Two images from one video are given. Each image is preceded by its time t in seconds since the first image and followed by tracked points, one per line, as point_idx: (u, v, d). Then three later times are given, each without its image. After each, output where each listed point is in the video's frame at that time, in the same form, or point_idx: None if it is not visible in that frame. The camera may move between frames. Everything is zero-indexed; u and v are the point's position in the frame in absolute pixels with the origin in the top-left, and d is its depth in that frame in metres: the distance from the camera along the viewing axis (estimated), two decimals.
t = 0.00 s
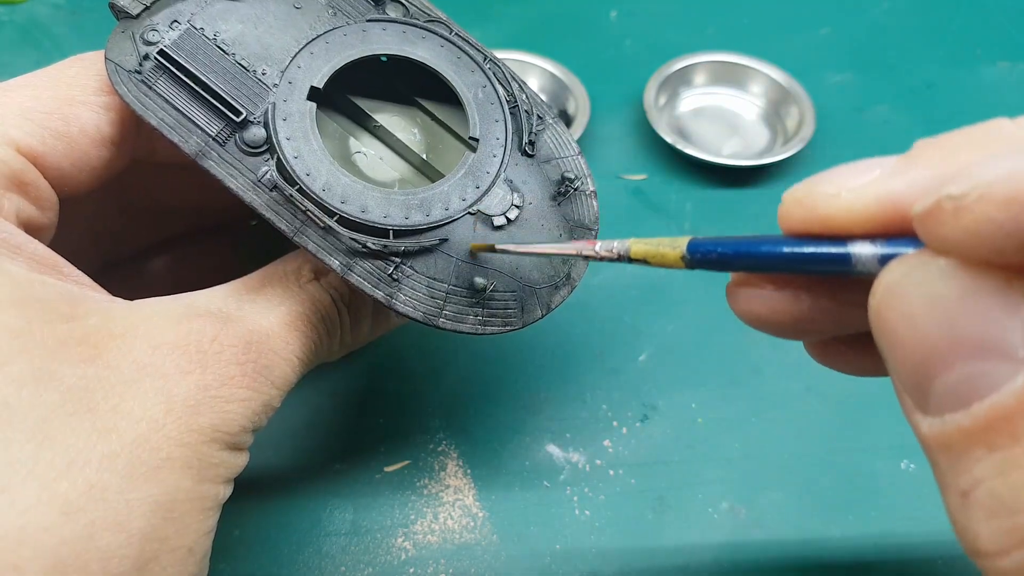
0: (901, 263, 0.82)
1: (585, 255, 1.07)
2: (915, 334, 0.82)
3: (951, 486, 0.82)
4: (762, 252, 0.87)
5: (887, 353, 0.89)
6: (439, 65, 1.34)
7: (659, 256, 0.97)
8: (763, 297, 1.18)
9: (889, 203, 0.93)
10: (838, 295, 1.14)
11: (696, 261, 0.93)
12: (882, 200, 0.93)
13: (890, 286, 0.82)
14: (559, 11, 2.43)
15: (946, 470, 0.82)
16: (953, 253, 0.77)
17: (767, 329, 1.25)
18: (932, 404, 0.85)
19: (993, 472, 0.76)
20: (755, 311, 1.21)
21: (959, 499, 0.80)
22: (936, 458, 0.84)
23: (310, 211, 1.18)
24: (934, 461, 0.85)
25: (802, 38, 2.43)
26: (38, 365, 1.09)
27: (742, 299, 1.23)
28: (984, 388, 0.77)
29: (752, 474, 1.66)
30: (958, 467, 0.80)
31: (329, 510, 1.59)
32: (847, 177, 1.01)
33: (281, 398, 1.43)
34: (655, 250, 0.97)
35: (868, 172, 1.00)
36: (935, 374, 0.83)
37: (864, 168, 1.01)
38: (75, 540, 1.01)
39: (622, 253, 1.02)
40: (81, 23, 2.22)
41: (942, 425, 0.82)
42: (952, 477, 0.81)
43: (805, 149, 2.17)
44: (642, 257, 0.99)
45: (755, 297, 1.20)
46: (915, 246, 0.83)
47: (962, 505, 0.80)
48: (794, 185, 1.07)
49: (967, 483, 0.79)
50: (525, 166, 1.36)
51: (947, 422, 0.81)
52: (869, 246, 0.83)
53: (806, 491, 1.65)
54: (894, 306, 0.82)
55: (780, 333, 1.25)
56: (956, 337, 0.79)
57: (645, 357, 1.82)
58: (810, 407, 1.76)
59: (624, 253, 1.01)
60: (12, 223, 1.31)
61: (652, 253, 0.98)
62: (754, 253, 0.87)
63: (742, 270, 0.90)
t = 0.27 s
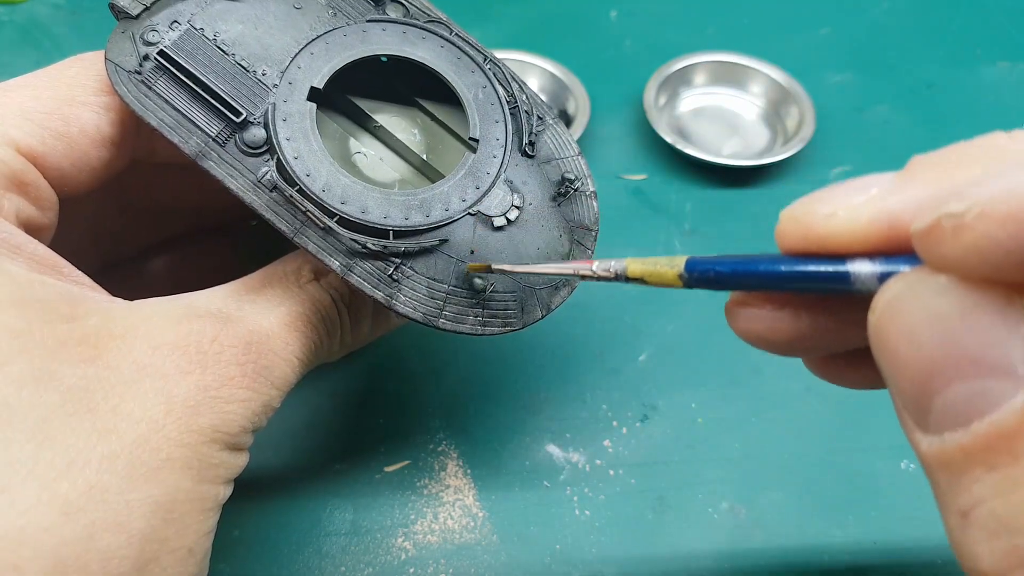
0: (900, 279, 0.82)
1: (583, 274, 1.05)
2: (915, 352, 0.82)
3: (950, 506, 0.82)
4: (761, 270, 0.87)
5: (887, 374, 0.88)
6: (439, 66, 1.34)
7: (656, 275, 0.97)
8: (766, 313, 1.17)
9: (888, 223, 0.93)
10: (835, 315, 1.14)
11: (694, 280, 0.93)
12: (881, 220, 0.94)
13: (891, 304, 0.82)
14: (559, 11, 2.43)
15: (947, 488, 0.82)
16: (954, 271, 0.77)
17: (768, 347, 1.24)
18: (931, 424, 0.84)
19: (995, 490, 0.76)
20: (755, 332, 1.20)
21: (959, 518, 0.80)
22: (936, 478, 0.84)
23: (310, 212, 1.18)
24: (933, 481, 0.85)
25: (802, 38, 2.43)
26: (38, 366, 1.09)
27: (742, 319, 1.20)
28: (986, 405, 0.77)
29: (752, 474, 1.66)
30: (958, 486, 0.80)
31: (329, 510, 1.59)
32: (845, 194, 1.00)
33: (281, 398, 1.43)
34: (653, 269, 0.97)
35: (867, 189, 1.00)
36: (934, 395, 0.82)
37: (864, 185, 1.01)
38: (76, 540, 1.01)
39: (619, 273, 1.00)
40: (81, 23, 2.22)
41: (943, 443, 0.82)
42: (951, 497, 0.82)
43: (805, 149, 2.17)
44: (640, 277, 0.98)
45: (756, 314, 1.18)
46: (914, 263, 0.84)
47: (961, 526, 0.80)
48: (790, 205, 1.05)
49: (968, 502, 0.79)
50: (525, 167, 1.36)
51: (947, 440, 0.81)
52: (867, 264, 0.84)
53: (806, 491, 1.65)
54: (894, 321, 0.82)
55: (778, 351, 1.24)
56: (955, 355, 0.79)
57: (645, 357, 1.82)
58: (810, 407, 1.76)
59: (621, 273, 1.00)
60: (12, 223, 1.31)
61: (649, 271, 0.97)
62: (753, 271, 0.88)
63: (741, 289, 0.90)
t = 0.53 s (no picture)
0: (899, 275, 0.82)
1: (581, 267, 1.03)
2: (912, 346, 0.82)
3: (948, 497, 0.82)
4: (759, 265, 0.86)
5: (886, 366, 0.88)
6: (439, 66, 1.34)
7: (655, 268, 0.95)
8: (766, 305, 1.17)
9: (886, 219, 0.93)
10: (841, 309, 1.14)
11: (692, 274, 0.91)
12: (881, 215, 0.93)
13: (889, 298, 0.82)
14: (559, 11, 2.43)
15: (945, 481, 0.82)
16: (953, 269, 0.78)
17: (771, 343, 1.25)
18: (930, 416, 0.84)
19: (994, 485, 0.76)
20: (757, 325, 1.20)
21: (957, 510, 0.80)
22: (935, 470, 0.84)
23: (310, 212, 1.18)
24: (932, 472, 0.85)
25: (802, 38, 2.43)
26: (38, 366, 1.09)
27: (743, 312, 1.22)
28: (983, 398, 0.77)
29: (752, 474, 1.66)
30: (957, 478, 0.80)
31: (329, 509, 1.59)
32: (846, 191, 1.00)
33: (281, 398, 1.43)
34: (651, 262, 0.95)
35: (868, 185, 1.00)
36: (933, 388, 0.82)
37: (864, 181, 1.01)
38: (76, 540, 1.01)
39: (619, 266, 0.99)
40: (81, 23, 2.22)
41: (942, 436, 0.82)
42: (950, 488, 0.82)
43: (804, 149, 2.16)
44: (638, 270, 0.97)
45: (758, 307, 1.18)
46: (912, 259, 0.84)
47: (959, 517, 0.80)
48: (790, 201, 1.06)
49: (966, 493, 0.79)
50: (525, 167, 1.36)
51: (946, 432, 0.81)
52: (866, 259, 0.83)
53: (806, 491, 1.65)
54: (892, 317, 0.82)
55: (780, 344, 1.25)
56: (954, 349, 0.79)
57: (645, 357, 1.82)
58: (810, 407, 1.76)
59: (621, 266, 0.99)
60: (12, 223, 1.31)
61: (648, 265, 0.96)
62: (751, 265, 0.86)
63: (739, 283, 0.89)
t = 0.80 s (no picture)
0: (904, 246, 0.82)
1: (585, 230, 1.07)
2: (920, 315, 0.82)
3: (953, 465, 0.81)
4: (764, 230, 0.87)
5: (891, 339, 0.88)
6: (439, 66, 1.34)
7: (659, 232, 0.96)
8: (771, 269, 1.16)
9: (894, 185, 0.93)
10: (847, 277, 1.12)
11: (696, 238, 0.92)
12: (888, 183, 0.93)
13: (894, 270, 0.83)
14: (559, 11, 2.43)
15: (950, 450, 0.81)
16: (956, 241, 0.77)
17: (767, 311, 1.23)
18: (934, 386, 0.84)
19: (999, 452, 0.75)
20: (758, 290, 1.19)
21: (962, 480, 0.80)
22: (938, 440, 0.84)
23: (310, 212, 1.18)
24: (937, 442, 0.85)
25: (802, 38, 2.43)
26: (38, 366, 1.09)
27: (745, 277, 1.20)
28: (989, 368, 0.77)
29: (752, 474, 1.66)
30: (961, 447, 0.79)
31: (329, 509, 1.59)
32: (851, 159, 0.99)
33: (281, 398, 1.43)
34: (655, 224, 0.96)
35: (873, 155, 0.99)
36: (940, 358, 0.82)
37: (868, 151, 1.00)
38: (76, 541, 1.01)
39: (621, 228, 1.01)
40: (81, 23, 2.22)
41: (946, 408, 0.81)
42: (955, 457, 0.81)
43: (804, 149, 2.17)
44: (642, 233, 0.98)
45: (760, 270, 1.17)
46: (918, 228, 0.84)
47: (965, 486, 0.80)
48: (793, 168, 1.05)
49: (971, 463, 0.78)
50: (525, 167, 1.36)
51: (949, 404, 0.81)
52: (871, 228, 0.84)
53: (806, 491, 1.65)
54: (900, 286, 0.82)
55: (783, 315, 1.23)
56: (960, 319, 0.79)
57: (645, 357, 1.82)
58: (810, 407, 1.76)
59: (623, 228, 1.00)
60: (12, 223, 1.31)
61: (652, 228, 0.97)
62: (754, 230, 0.88)
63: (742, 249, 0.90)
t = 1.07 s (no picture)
0: (901, 245, 0.83)
1: (583, 227, 1.06)
2: (916, 314, 0.82)
3: (953, 464, 0.81)
4: (760, 227, 0.88)
5: (887, 338, 0.88)
6: (439, 66, 1.34)
7: (657, 229, 0.97)
8: (770, 268, 1.16)
9: (892, 183, 0.93)
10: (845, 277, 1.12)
11: (693, 235, 0.93)
12: (888, 179, 0.93)
13: (892, 268, 0.83)
14: (559, 11, 2.43)
15: (949, 450, 0.81)
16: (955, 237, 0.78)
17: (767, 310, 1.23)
18: (932, 385, 0.83)
19: (997, 450, 0.75)
20: (757, 285, 1.19)
21: (963, 478, 0.80)
22: (938, 439, 0.83)
23: (310, 212, 1.18)
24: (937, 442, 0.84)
25: (802, 38, 2.43)
26: (38, 367, 1.09)
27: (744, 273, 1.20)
28: (988, 366, 0.77)
29: (752, 474, 1.66)
30: (961, 444, 0.79)
31: (329, 509, 1.59)
32: (853, 155, 1.00)
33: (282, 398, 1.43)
34: (653, 222, 0.97)
35: (873, 150, 0.99)
36: (937, 357, 0.82)
37: (869, 147, 1.01)
38: (76, 541, 1.01)
39: (619, 225, 1.01)
40: (81, 23, 2.22)
41: (945, 405, 0.81)
42: (954, 456, 0.81)
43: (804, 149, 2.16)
44: (640, 230, 0.99)
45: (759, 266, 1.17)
46: (916, 225, 0.84)
47: (965, 484, 0.80)
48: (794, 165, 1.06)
49: (970, 461, 0.78)
50: (525, 167, 1.36)
51: (948, 401, 0.81)
52: (868, 225, 0.84)
53: (806, 491, 1.65)
54: (897, 285, 0.82)
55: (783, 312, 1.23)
56: (956, 317, 0.79)
57: (645, 357, 1.82)
58: (810, 407, 1.76)
59: (621, 225, 1.01)
60: (12, 223, 1.31)
61: (650, 225, 0.97)
62: (751, 227, 0.88)
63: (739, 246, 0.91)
